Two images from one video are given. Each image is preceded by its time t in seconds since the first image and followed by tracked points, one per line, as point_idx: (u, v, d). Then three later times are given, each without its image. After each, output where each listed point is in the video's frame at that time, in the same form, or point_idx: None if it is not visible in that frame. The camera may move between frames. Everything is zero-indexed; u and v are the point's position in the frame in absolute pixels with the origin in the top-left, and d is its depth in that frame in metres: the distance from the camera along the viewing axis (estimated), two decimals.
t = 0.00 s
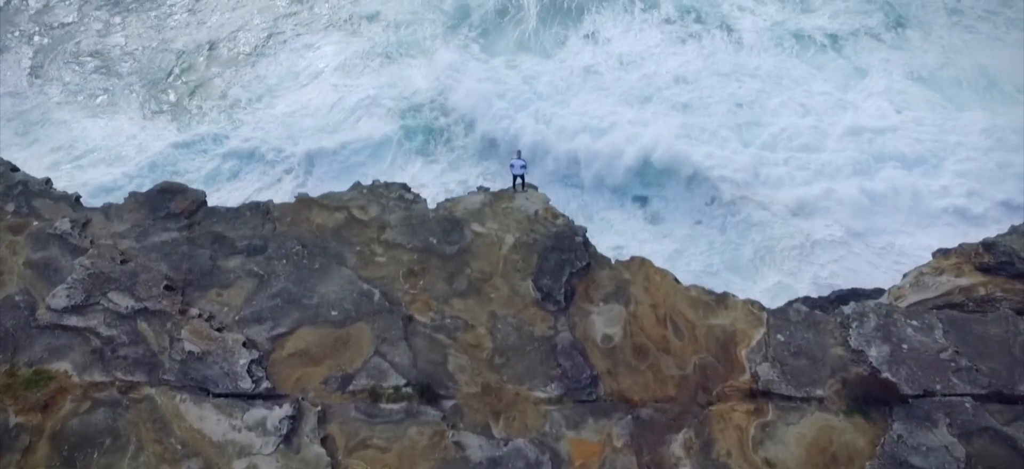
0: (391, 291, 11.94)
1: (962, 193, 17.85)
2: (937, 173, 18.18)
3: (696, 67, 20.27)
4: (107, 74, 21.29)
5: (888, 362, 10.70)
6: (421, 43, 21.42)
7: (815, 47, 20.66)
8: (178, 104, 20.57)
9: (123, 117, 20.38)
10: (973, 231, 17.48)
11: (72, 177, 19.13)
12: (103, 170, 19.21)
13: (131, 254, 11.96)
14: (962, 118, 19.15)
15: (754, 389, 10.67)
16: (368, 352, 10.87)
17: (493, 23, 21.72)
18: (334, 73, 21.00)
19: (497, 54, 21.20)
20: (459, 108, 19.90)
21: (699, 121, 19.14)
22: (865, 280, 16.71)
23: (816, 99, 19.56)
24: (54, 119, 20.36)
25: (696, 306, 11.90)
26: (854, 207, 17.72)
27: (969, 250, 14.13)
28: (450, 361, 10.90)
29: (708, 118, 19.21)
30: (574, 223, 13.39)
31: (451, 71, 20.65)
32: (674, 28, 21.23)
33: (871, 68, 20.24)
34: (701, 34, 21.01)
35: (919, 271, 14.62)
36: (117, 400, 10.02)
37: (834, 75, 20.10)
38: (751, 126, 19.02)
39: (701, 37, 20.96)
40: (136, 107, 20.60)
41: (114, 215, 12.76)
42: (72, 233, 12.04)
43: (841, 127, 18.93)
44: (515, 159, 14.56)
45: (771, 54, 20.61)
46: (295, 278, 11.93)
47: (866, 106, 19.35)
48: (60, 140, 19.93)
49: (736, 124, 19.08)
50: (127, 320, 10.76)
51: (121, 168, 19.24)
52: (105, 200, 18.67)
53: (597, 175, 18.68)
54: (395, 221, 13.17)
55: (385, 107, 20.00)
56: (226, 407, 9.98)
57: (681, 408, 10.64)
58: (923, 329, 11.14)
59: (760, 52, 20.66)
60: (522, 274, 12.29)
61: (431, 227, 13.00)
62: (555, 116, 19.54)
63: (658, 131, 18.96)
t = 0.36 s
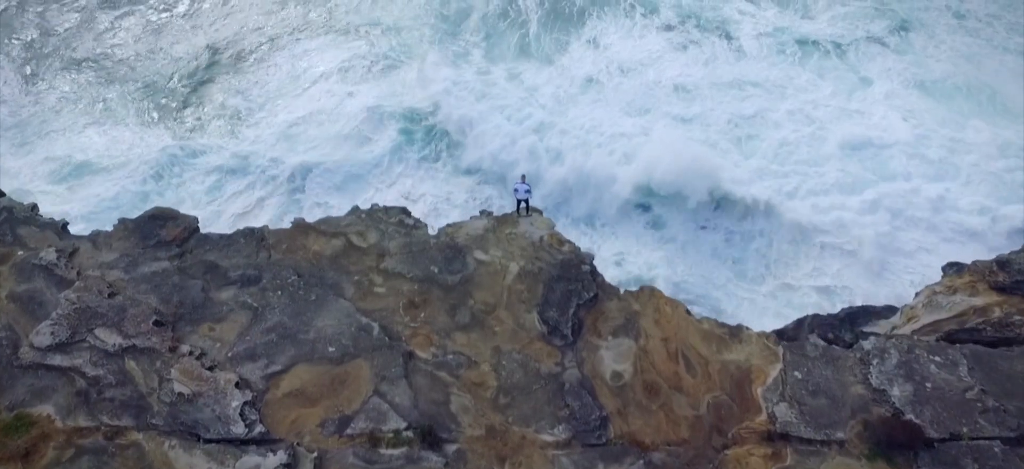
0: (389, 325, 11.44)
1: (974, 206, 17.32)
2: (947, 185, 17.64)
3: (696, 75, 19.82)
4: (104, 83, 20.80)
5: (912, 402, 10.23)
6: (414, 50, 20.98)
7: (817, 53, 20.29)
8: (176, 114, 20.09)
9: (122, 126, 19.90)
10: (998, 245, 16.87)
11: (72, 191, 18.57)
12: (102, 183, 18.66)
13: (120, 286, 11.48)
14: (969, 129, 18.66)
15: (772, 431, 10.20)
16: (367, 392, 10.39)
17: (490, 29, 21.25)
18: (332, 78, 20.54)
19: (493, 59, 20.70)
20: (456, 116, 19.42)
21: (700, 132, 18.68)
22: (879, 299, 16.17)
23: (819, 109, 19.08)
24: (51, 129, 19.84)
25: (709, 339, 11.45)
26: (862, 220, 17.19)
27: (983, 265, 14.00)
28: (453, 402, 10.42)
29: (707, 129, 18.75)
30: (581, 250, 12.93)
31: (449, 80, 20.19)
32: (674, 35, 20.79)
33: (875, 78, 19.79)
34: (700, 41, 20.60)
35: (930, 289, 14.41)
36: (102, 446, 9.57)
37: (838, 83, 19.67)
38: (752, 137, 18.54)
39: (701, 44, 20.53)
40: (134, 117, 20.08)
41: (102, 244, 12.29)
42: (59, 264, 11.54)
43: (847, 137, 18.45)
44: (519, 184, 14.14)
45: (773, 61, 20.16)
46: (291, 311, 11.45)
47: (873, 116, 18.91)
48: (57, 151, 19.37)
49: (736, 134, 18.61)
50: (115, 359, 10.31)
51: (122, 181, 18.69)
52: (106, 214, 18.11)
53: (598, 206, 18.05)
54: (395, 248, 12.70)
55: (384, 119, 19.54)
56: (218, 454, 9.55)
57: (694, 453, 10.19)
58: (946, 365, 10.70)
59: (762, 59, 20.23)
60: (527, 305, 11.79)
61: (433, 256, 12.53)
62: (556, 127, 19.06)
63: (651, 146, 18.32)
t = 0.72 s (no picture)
0: (389, 361, 10.96)
1: (976, 220, 17.25)
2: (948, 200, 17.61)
3: (698, 80, 19.78)
4: (102, 91, 20.29)
5: (940, 448, 9.58)
6: (411, 52, 20.71)
7: (822, 57, 20.31)
8: (176, 123, 19.59)
9: (122, 134, 19.35)
10: (1007, 262, 16.75)
11: (72, 204, 17.98)
12: (103, 196, 18.05)
13: (107, 321, 10.93)
14: (968, 142, 18.72)
15: None
16: (366, 437, 9.88)
17: (490, 34, 20.80)
18: (330, 81, 20.24)
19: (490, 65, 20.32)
20: (458, 127, 18.99)
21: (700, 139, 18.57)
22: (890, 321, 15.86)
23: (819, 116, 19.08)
24: (51, 140, 19.28)
25: (723, 377, 11.01)
26: (866, 241, 16.95)
27: (997, 284, 14.44)
28: (458, 447, 9.92)
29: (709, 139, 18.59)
30: (589, 279, 12.43)
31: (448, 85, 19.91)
32: (674, 40, 20.68)
33: (880, 87, 19.79)
34: (700, 45, 20.53)
35: (946, 309, 14.79)
36: None
37: (840, 90, 19.64)
38: (752, 148, 18.43)
39: (701, 49, 20.44)
40: (133, 127, 19.53)
41: (89, 275, 11.81)
42: (43, 297, 10.99)
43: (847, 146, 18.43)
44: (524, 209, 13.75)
45: (774, 68, 20.14)
46: (285, 348, 10.91)
47: (879, 125, 18.94)
48: (55, 162, 18.79)
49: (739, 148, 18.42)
50: (100, 402, 9.85)
51: (122, 194, 18.07)
52: (108, 229, 17.55)
53: (600, 227, 17.66)
54: (395, 278, 12.20)
55: (383, 132, 19.12)
56: None
57: None
58: (973, 405, 10.07)
59: (764, 66, 20.18)
60: (534, 341, 11.27)
61: (435, 286, 12.03)
62: (559, 137, 18.76)
63: (651, 171, 18.03)
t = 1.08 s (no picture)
0: (386, 402, 10.41)
1: (987, 234, 16.80)
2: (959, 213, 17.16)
3: (699, 88, 19.40)
4: (94, 99, 19.76)
5: None
6: (406, 58, 20.23)
7: (825, 63, 19.85)
8: (166, 134, 18.93)
9: (119, 142, 18.81)
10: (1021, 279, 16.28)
11: (72, 216, 17.45)
12: (102, 211, 17.51)
13: (91, 361, 10.38)
14: (976, 150, 18.26)
15: None
16: None
17: (486, 39, 20.39)
18: (325, 90, 19.68)
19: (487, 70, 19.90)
20: (456, 141, 18.47)
21: (703, 149, 18.21)
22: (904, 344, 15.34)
23: (823, 125, 18.65)
24: (49, 149, 18.75)
25: (740, 419, 10.34)
26: (873, 258, 16.56)
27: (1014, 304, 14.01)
28: None
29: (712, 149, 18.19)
30: (596, 312, 11.94)
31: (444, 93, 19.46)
32: (674, 47, 20.34)
33: (884, 96, 19.27)
34: (700, 51, 20.18)
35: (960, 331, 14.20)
36: None
37: (845, 98, 19.23)
38: (754, 159, 18.03)
39: (701, 55, 20.09)
40: (131, 134, 18.99)
41: (73, 310, 11.34)
42: (24, 336, 10.49)
43: (852, 159, 18.04)
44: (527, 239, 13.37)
45: (777, 75, 19.71)
46: (277, 388, 10.31)
47: (884, 136, 18.45)
48: (52, 172, 18.27)
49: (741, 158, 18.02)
50: (81, 450, 9.33)
51: (123, 209, 17.53)
52: (109, 244, 17.03)
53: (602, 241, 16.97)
54: (394, 311, 11.68)
55: (377, 143, 18.51)
56: None
57: None
58: (1004, 451, 9.63)
59: (766, 74, 19.75)
60: (539, 380, 10.74)
61: (435, 321, 11.47)
62: (561, 149, 18.28)
63: (653, 186, 17.59)
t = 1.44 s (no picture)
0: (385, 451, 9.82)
1: (999, 252, 16.33)
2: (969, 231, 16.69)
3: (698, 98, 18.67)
4: (85, 106, 19.08)
5: None
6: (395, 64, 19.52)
7: (828, 71, 19.19)
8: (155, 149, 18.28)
9: (115, 153, 18.20)
10: None
11: (72, 229, 16.91)
12: (101, 226, 16.95)
13: (72, 407, 9.85)
14: (986, 163, 17.76)
15: None
16: None
17: (478, 47, 19.73)
18: (318, 100, 19.00)
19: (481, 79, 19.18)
20: (450, 156, 17.89)
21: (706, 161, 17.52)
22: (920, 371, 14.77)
23: (830, 137, 17.97)
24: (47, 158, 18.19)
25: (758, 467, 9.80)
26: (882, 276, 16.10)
27: None
28: None
29: (716, 159, 17.52)
30: (604, 351, 11.41)
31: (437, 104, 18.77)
32: (673, 52, 19.65)
33: (889, 106, 18.63)
34: (701, 57, 19.47)
35: (975, 354, 13.51)
36: None
37: (850, 107, 18.61)
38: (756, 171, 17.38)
39: (702, 62, 19.38)
40: (130, 143, 18.39)
41: (52, 350, 10.93)
42: None
43: (860, 174, 17.49)
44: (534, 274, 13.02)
45: (779, 84, 19.02)
46: (270, 436, 9.73)
47: (892, 149, 17.82)
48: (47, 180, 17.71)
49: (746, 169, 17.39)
50: None
51: (124, 223, 17.06)
52: (108, 260, 16.54)
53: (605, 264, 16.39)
54: (392, 350, 11.10)
55: (369, 157, 17.91)
56: None
57: None
58: None
59: (767, 82, 19.06)
60: (546, 426, 10.09)
61: (436, 360, 10.91)
62: (560, 163, 17.67)
63: (656, 205, 16.96)
